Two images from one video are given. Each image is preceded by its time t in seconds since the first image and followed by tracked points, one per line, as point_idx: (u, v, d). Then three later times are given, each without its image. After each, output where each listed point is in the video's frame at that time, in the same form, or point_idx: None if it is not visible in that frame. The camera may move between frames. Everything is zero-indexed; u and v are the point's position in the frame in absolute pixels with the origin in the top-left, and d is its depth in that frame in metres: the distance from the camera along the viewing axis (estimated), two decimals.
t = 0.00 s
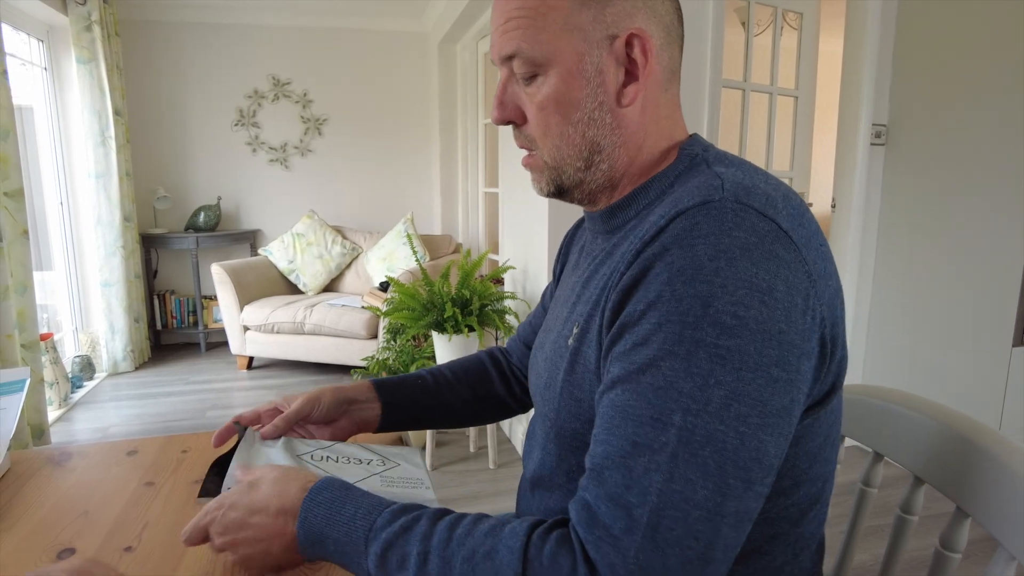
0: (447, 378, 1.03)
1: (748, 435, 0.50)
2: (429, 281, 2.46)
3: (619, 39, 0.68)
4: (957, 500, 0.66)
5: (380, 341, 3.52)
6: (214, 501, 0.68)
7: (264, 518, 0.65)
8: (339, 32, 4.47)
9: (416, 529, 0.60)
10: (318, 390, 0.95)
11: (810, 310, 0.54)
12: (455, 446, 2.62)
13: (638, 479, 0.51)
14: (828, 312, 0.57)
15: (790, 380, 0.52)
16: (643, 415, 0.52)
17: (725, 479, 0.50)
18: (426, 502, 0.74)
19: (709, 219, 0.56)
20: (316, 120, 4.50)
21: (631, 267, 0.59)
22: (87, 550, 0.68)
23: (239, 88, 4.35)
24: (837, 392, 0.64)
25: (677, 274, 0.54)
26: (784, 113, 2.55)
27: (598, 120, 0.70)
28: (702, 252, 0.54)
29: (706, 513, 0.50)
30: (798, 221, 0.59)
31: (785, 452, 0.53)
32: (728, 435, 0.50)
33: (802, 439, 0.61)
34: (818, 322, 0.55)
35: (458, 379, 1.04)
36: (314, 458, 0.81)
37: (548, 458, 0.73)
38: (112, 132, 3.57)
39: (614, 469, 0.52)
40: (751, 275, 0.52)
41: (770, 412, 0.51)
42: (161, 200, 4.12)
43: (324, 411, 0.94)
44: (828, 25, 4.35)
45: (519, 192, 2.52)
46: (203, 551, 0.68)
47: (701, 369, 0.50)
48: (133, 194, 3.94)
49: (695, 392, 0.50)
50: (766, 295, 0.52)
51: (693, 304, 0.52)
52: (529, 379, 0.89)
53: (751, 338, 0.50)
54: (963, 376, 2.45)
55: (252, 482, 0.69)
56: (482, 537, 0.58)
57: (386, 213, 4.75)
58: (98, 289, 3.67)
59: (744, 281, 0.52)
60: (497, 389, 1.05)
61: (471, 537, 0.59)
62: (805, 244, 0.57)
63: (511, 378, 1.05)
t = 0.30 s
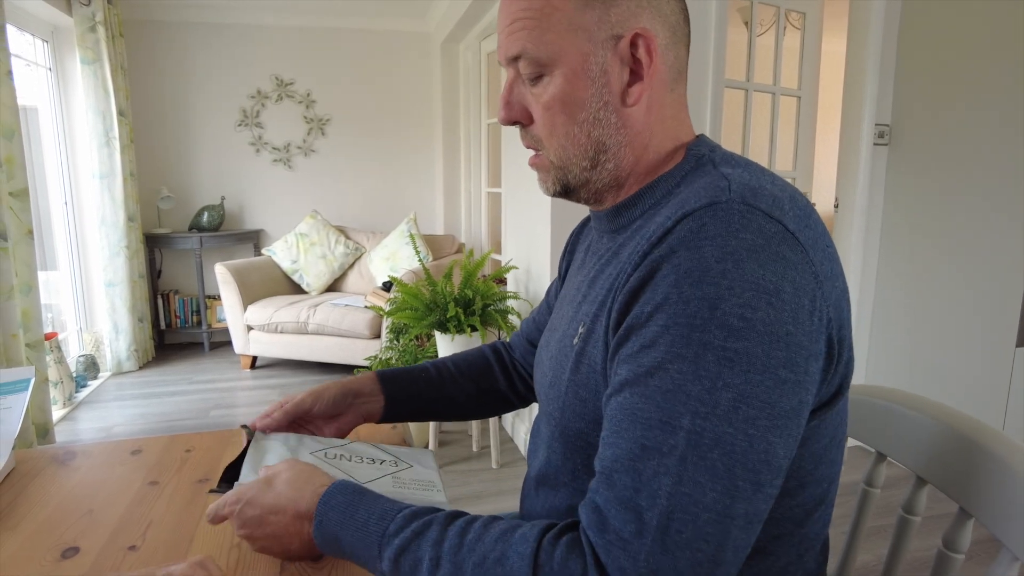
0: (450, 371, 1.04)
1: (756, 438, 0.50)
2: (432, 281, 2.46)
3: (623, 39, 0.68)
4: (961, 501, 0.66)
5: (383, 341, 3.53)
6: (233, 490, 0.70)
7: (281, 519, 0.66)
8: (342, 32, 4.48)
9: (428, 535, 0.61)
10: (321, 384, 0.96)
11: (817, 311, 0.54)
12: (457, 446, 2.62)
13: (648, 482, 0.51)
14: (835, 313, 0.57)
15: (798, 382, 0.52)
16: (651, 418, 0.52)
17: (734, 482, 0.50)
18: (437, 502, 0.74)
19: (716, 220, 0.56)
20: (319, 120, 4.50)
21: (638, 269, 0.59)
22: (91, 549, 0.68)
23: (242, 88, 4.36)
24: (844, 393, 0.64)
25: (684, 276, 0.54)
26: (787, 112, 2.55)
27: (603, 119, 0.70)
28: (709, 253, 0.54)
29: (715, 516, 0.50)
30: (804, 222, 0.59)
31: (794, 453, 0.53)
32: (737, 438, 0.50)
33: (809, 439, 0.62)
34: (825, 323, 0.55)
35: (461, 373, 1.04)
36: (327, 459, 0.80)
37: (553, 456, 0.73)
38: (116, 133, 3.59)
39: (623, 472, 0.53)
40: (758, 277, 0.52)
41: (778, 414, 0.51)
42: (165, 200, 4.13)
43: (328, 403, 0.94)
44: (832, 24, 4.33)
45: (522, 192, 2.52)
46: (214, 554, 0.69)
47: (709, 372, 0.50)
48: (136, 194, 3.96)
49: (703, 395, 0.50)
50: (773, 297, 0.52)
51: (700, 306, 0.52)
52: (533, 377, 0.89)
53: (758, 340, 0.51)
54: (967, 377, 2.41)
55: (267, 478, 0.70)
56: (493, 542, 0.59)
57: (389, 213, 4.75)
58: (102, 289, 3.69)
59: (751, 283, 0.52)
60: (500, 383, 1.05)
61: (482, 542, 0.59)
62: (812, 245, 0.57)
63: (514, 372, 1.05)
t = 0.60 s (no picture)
0: (450, 359, 1.04)
1: (767, 440, 0.50)
2: (434, 281, 2.47)
3: (621, 37, 0.67)
4: (965, 503, 0.66)
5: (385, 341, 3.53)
6: (254, 469, 0.71)
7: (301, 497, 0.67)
8: (345, 32, 4.48)
9: (446, 525, 0.61)
10: (326, 362, 0.95)
11: (825, 312, 0.54)
12: (459, 446, 2.62)
13: (659, 486, 0.51)
14: (842, 314, 0.57)
15: (808, 384, 0.52)
16: (662, 422, 0.52)
17: (746, 485, 0.50)
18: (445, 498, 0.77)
19: (723, 222, 0.55)
20: (322, 120, 4.51)
21: (645, 271, 0.59)
22: (92, 549, 0.68)
23: (245, 88, 4.37)
24: (850, 394, 0.64)
25: (692, 279, 0.54)
26: (789, 112, 2.55)
27: (603, 118, 0.70)
28: (717, 255, 0.54)
29: (727, 519, 0.50)
30: (810, 223, 0.58)
31: (803, 456, 0.53)
32: (748, 441, 0.50)
33: (815, 440, 0.61)
34: (833, 324, 0.55)
35: (460, 362, 1.04)
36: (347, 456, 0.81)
37: (557, 458, 0.73)
38: (119, 133, 3.59)
39: (633, 477, 0.53)
40: (766, 278, 0.52)
41: (788, 416, 0.51)
42: (167, 200, 4.14)
43: (327, 379, 0.93)
44: (835, 24, 4.32)
45: (524, 191, 2.52)
46: (216, 551, 0.69)
47: (719, 375, 0.50)
48: (139, 194, 3.97)
49: (714, 398, 0.50)
50: (782, 298, 0.51)
51: (708, 309, 0.52)
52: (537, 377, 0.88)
53: (768, 343, 0.50)
54: (966, 376, 2.43)
55: (291, 458, 0.71)
56: (509, 537, 0.59)
57: (391, 213, 4.75)
58: (105, 289, 3.69)
59: (760, 285, 0.52)
60: (496, 375, 1.05)
61: (497, 537, 0.59)
62: (818, 246, 0.57)
63: (511, 367, 1.05)
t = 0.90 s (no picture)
0: (450, 362, 1.04)
1: (769, 446, 0.50)
2: (435, 281, 2.47)
3: (622, 38, 0.67)
4: (966, 504, 0.65)
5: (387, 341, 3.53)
6: (258, 483, 0.70)
7: (307, 506, 0.68)
8: (346, 32, 4.48)
9: (449, 532, 0.61)
10: (324, 367, 0.95)
11: (827, 316, 0.54)
12: (461, 446, 2.62)
13: (661, 492, 0.51)
14: (844, 317, 0.57)
15: (810, 388, 0.52)
16: (664, 428, 0.51)
17: (748, 490, 0.50)
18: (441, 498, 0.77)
19: (726, 225, 0.55)
20: (324, 120, 4.51)
21: (646, 275, 0.59)
22: (93, 549, 0.68)
23: (247, 88, 4.38)
24: (853, 397, 0.64)
25: (694, 283, 0.54)
26: (791, 113, 2.54)
27: (603, 120, 0.70)
28: (719, 260, 0.54)
29: (729, 525, 0.50)
30: (813, 226, 0.58)
31: (806, 459, 0.53)
32: (750, 446, 0.50)
33: (818, 443, 0.61)
34: (835, 327, 0.55)
35: (461, 364, 1.05)
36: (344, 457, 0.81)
37: (560, 461, 0.73)
38: (121, 133, 3.60)
39: (636, 482, 0.53)
40: (769, 283, 0.52)
41: (791, 421, 0.50)
42: (170, 200, 4.15)
43: (329, 385, 0.93)
44: (837, 24, 4.32)
45: (526, 192, 2.52)
46: (216, 551, 0.69)
47: (721, 380, 0.50)
48: (141, 194, 3.98)
49: (716, 403, 0.50)
50: (784, 303, 0.51)
51: (710, 314, 0.52)
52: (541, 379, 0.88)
53: (770, 347, 0.50)
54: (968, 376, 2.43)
55: (293, 469, 0.71)
56: (512, 542, 0.59)
57: (393, 213, 4.76)
58: (107, 289, 3.70)
59: (762, 289, 0.52)
60: (497, 377, 1.05)
61: (501, 542, 0.59)
62: (821, 250, 0.57)
63: (512, 368, 1.05)
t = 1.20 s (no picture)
0: (452, 368, 1.04)
1: (769, 452, 0.50)
2: (437, 281, 2.47)
3: (619, 39, 0.67)
4: (967, 505, 0.66)
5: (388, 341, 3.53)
6: (283, 480, 0.73)
7: (329, 500, 0.69)
8: (348, 32, 4.48)
9: (462, 532, 0.62)
10: (321, 376, 0.95)
11: (826, 319, 0.54)
12: (462, 446, 2.62)
13: (661, 500, 0.51)
14: (845, 320, 0.57)
15: (810, 393, 0.51)
16: (662, 435, 0.52)
17: (748, 498, 0.50)
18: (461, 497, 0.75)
19: (723, 230, 0.55)
20: (325, 120, 4.52)
21: (644, 280, 0.59)
22: (94, 549, 0.68)
23: (249, 88, 4.38)
24: (855, 399, 0.64)
25: (691, 289, 0.54)
26: (793, 112, 2.54)
27: (600, 121, 0.70)
28: (716, 265, 0.53)
29: (729, 532, 0.50)
30: (812, 229, 0.58)
31: (807, 464, 0.53)
32: (749, 453, 0.49)
33: (820, 447, 0.61)
34: (836, 331, 0.55)
35: (463, 370, 1.05)
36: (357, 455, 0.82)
37: (560, 464, 0.73)
38: (123, 133, 3.60)
39: (636, 490, 0.53)
40: (766, 288, 0.52)
41: (791, 426, 0.50)
42: (172, 200, 4.16)
43: (328, 396, 0.93)
44: (839, 24, 4.31)
45: (527, 192, 2.52)
46: (217, 549, 0.69)
47: (719, 387, 0.50)
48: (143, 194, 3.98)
49: (714, 410, 0.50)
50: (782, 308, 0.51)
51: (707, 320, 0.52)
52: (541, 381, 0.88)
53: (768, 353, 0.50)
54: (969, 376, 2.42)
55: (320, 468, 0.74)
56: (523, 545, 0.59)
57: (394, 213, 4.76)
58: (109, 289, 3.71)
59: (759, 294, 0.51)
60: (501, 382, 1.05)
61: (511, 544, 0.60)
62: (820, 252, 0.57)
63: (515, 372, 1.05)
